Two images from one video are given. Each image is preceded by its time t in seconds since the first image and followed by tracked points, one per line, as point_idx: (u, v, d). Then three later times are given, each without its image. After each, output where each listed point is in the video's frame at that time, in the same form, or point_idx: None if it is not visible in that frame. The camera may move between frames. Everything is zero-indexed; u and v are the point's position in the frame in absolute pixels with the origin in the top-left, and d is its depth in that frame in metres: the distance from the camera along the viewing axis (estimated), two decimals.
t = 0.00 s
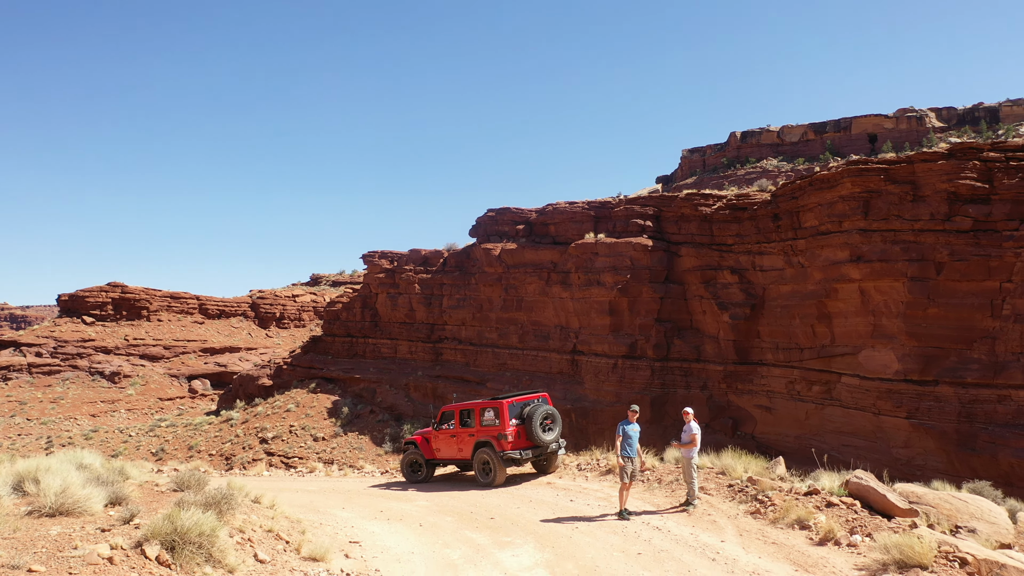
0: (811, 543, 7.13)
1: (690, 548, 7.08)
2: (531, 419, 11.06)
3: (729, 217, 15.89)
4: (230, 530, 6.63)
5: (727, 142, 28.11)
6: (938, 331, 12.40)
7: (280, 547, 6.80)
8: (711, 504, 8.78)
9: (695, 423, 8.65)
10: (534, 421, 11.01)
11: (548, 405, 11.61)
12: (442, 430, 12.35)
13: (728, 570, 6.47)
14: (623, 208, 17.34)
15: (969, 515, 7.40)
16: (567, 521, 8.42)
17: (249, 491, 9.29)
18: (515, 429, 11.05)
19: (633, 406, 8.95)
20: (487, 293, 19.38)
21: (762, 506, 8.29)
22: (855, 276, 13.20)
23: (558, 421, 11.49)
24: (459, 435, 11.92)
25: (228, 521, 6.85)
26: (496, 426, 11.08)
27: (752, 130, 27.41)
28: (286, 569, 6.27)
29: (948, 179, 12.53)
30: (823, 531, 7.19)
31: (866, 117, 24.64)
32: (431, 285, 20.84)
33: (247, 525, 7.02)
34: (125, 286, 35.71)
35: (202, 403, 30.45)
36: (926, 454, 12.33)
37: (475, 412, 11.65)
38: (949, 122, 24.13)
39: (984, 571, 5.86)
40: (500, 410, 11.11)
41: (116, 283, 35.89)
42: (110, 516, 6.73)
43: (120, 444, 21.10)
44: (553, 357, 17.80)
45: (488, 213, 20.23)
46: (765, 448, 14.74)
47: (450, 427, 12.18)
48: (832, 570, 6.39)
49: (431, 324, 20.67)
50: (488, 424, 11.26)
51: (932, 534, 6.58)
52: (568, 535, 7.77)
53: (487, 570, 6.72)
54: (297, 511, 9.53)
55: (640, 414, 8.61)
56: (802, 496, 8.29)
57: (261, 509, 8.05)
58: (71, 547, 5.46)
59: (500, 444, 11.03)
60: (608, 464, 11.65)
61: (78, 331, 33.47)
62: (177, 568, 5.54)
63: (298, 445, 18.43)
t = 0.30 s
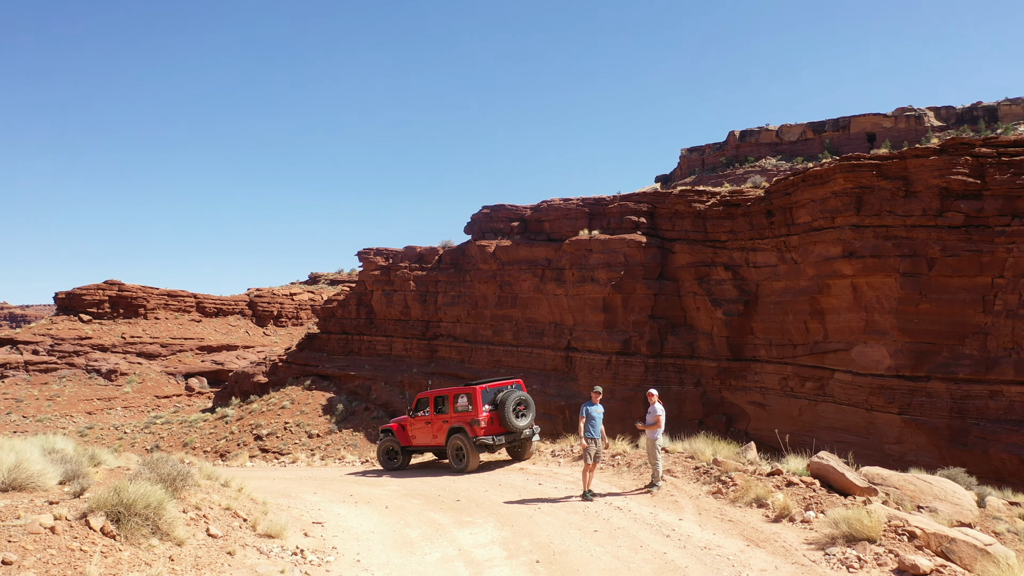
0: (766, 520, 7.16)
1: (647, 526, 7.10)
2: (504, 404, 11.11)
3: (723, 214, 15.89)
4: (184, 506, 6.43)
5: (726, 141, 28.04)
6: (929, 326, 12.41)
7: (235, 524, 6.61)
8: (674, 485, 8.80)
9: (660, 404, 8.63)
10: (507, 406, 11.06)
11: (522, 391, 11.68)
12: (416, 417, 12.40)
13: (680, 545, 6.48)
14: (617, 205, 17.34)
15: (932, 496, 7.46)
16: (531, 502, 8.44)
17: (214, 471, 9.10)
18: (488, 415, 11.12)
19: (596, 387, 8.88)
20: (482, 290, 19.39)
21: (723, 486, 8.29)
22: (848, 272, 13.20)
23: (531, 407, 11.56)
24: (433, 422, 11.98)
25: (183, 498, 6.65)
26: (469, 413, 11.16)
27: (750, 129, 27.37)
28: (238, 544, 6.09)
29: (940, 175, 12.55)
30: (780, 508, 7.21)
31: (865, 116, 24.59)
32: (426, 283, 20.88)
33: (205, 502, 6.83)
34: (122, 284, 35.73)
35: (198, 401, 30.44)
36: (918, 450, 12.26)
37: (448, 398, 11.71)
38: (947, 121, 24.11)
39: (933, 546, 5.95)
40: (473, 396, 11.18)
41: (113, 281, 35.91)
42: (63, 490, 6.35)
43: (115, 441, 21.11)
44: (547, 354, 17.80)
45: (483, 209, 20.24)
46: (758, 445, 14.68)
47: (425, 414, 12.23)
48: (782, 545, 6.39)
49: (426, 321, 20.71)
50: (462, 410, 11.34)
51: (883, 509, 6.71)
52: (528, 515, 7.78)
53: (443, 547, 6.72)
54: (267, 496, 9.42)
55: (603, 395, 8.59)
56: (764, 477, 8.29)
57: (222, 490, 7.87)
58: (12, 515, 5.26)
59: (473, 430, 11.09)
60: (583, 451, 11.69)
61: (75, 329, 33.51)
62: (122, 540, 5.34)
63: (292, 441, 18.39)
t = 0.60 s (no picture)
0: (747, 517, 7.15)
1: (628, 522, 7.09)
2: (492, 402, 11.10)
3: (720, 213, 15.89)
4: (163, 502, 6.42)
5: (726, 141, 28.01)
6: (925, 326, 12.42)
7: (216, 520, 6.60)
8: (659, 482, 8.79)
9: (644, 401, 8.61)
10: (496, 404, 11.05)
11: (510, 388, 11.68)
12: (406, 415, 12.42)
13: (660, 542, 6.47)
14: (614, 204, 17.34)
15: (916, 493, 7.52)
16: (514, 499, 8.43)
17: (199, 468, 9.06)
18: (476, 412, 11.14)
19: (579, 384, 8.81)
20: (480, 289, 19.39)
21: (706, 482, 8.28)
22: (845, 271, 13.19)
23: (520, 405, 11.55)
24: (422, 419, 12.01)
25: (164, 495, 6.63)
26: (458, 410, 11.18)
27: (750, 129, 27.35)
28: (217, 539, 6.08)
29: (936, 174, 12.55)
30: (761, 503, 7.22)
31: (864, 115, 24.57)
32: (423, 282, 20.90)
33: (185, 498, 6.82)
34: (121, 283, 35.75)
35: (197, 400, 30.44)
36: (915, 449, 12.24)
37: (437, 395, 11.74)
38: (947, 121, 24.09)
39: (912, 542, 5.95)
40: (462, 394, 11.18)
41: (112, 280, 35.91)
42: (44, 485, 6.27)
43: (113, 440, 21.14)
44: (545, 353, 17.80)
45: (482, 208, 20.24)
46: (755, 444, 14.65)
47: (414, 411, 12.22)
48: (761, 540, 6.40)
49: (424, 321, 20.73)
50: (450, 407, 11.37)
51: (864, 505, 6.71)
52: (511, 512, 7.77)
53: (423, 543, 6.72)
54: (254, 493, 9.42)
55: (587, 391, 8.57)
56: (749, 474, 8.28)
57: (205, 487, 7.86)
58: None
59: (461, 427, 11.10)
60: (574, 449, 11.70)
61: (74, 328, 33.54)
62: (97, 535, 5.33)
63: (290, 440, 18.31)
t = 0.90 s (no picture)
0: (740, 518, 7.15)
1: (621, 524, 7.09)
2: (488, 403, 11.10)
3: (719, 213, 15.88)
4: (156, 504, 6.41)
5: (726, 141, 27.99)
6: (924, 326, 12.40)
7: (209, 521, 6.60)
8: (654, 483, 8.79)
9: (638, 402, 8.60)
10: (492, 405, 11.04)
11: (506, 389, 11.68)
12: (402, 415, 12.42)
13: (652, 544, 6.47)
14: (614, 204, 17.33)
15: (911, 494, 7.51)
16: (508, 500, 8.43)
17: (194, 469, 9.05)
18: (471, 413, 11.13)
19: (573, 385, 8.79)
20: (479, 288, 19.39)
21: (701, 484, 8.27)
22: (844, 271, 13.19)
23: (516, 405, 11.55)
24: (418, 420, 12.00)
25: (156, 496, 6.62)
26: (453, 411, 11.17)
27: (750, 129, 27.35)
28: (209, 541, 6.08)
29: (935, 174, 12.54)
30: (754, 505, 7.22)
31: (864, 115, 24.56)
32: (423, 282, 20.90)
33: (178, 499, 6.81)
34: (121, 283, 35.75)
35: (196, 400, 30.43)
36: (914, 450, 12.24)
37: (433, 396, 11.73)
38: (947, 121, 24.08)
39: (903, 544, 5.94)
40: (458, 394, 11.18)
41: (112, 280, 35.90)
42: (35, 487, 6.24)
43: (112, 440, 21.15)
44: (544, 353, 17.80)
45: (481, 208, 20.23)
46: (755, 445, 14.65)
47: (410, 412, 12.22)
48: (753, 543, 6.40)
49: (423, 320, 20.74)
50: (446, 408, 11.37)
51: (857, 507, 6.71)
52: (505, 513, 7.77)
53: (416, 545, 6.72)
54: (250, 494, 9.42)
55: (581, 393, 8.55)
56: (743, 475, 8.28)
57: (199, 488, 7.84)
58: None
59: (457, 428, 11.10)
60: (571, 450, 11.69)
61: (74, 327, 33.55)
62: (88, 537, 5.32)
63: (290, 440, 18.31)
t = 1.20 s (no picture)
0: (738, 520, 7.15)
1: (619, 525, 7.09)
2: (487, 403, 11.11)
3: (719, 213, 15.88)
4: (154, 505, 6.41)
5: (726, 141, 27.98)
6: (924, 326, 12.39)
7: (207, 523, 6.59)
8: (652, 484, 8.79)
9: (637, 403, 8.59)
10: (490, 406, 11.03)
11: (505, 389, 11.67)
12: (401, 416, 12.42)
13: (650, 545, 6.47)
14: (614, 204, 17.33)
15: (909, 496, 7.51)
16: (507, 501, 8.43)
17: (191, 469, 9.00)
18: (471, 414, 11.14)
19: (572, 385, 8.77)
20: (479, 288, 19.39)
21: (700, 485, 8.28)
22: (843, 272, 13.19)
23: (515, 406, 11.55)
24: (417, 421, 12.00)
25: (155, 498, 6.60)
26: (453, 411, 11.17)
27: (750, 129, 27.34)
28: (207, 543, 6.08)
29: (935, 174, 12.54)
30: (752, 507, 7.21)
31: (864, 116, 24.55)
32: (423, 282, 20.90)
33: (177, 501, 6.81)
34: (121, 282, 35.75)
35: (196, 400, 30.43)
36: (914, 450, 12.25)
37: (432, 397, 11.73)
38: (948, 121, 24.07)
39: (902, 546, 5.94)
40: (456, 395, 11.17)
41: (112, 280, 35.89)
42: (33, 489, 6.23)
43: (112, 440, 21.16)
44: (544, 353, 17.80)
45: (481, 208, 20.23)
46: (754, 444, 14.65)
47: (409, 412, 12.22)
48: (751, 544, 6.39)
49: (423, 321, 20.74)
50: (445, 409, 11.37)
51: (855, 509, 6.71)
52: (503, 514, 7.77)
53: (414, 546, 6.72)
54: (248, 495, 9.43)
55: (581, 394, 8.55)
56: (741, 476, 8.27)
57: (198, 488, 7.83)
58: None
59: (456, 429, 11.10)
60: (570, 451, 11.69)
61: (74, 327, 33.56)
62: (85, 539, 5.32)
63: (290, 440, 18.31)
